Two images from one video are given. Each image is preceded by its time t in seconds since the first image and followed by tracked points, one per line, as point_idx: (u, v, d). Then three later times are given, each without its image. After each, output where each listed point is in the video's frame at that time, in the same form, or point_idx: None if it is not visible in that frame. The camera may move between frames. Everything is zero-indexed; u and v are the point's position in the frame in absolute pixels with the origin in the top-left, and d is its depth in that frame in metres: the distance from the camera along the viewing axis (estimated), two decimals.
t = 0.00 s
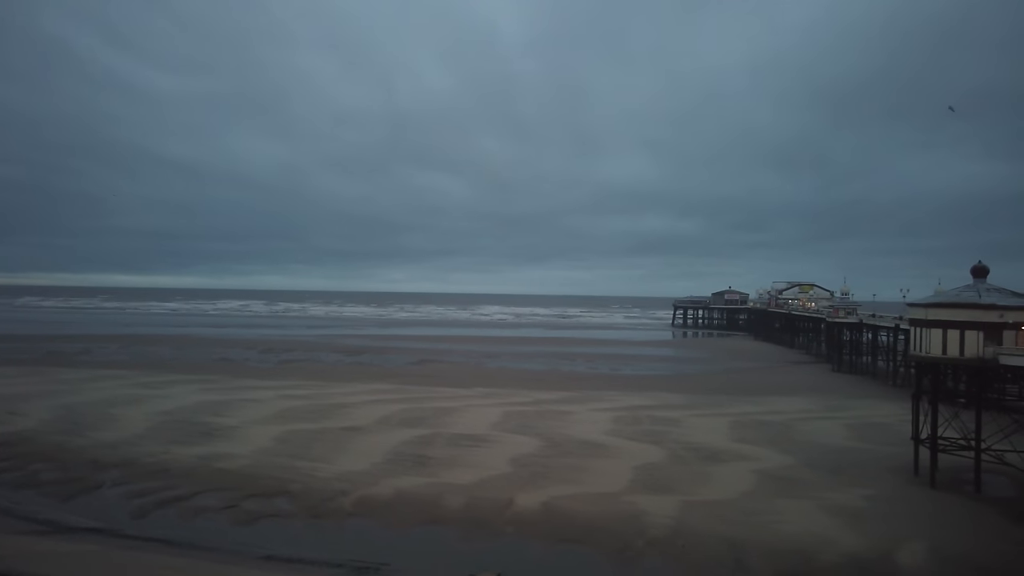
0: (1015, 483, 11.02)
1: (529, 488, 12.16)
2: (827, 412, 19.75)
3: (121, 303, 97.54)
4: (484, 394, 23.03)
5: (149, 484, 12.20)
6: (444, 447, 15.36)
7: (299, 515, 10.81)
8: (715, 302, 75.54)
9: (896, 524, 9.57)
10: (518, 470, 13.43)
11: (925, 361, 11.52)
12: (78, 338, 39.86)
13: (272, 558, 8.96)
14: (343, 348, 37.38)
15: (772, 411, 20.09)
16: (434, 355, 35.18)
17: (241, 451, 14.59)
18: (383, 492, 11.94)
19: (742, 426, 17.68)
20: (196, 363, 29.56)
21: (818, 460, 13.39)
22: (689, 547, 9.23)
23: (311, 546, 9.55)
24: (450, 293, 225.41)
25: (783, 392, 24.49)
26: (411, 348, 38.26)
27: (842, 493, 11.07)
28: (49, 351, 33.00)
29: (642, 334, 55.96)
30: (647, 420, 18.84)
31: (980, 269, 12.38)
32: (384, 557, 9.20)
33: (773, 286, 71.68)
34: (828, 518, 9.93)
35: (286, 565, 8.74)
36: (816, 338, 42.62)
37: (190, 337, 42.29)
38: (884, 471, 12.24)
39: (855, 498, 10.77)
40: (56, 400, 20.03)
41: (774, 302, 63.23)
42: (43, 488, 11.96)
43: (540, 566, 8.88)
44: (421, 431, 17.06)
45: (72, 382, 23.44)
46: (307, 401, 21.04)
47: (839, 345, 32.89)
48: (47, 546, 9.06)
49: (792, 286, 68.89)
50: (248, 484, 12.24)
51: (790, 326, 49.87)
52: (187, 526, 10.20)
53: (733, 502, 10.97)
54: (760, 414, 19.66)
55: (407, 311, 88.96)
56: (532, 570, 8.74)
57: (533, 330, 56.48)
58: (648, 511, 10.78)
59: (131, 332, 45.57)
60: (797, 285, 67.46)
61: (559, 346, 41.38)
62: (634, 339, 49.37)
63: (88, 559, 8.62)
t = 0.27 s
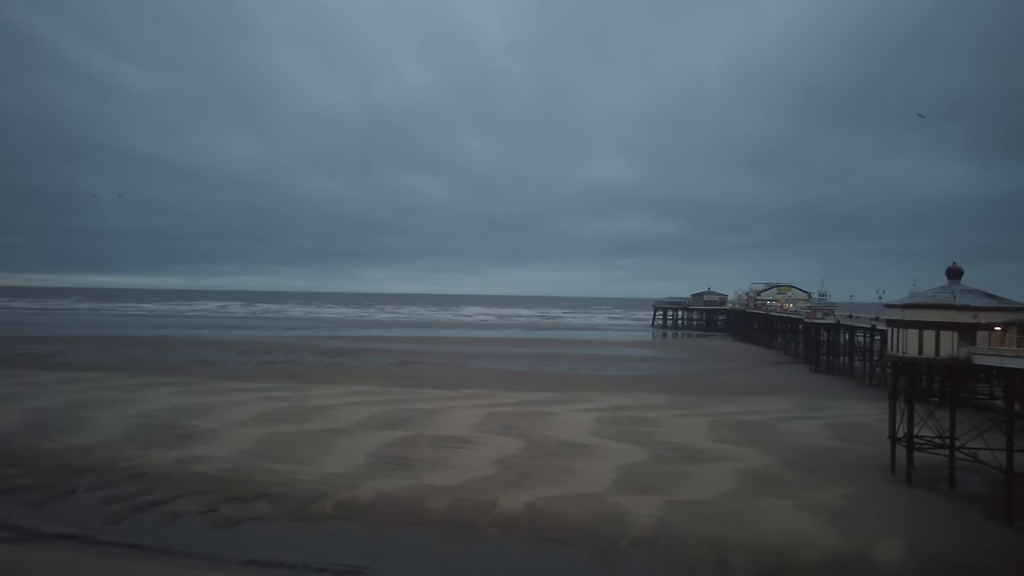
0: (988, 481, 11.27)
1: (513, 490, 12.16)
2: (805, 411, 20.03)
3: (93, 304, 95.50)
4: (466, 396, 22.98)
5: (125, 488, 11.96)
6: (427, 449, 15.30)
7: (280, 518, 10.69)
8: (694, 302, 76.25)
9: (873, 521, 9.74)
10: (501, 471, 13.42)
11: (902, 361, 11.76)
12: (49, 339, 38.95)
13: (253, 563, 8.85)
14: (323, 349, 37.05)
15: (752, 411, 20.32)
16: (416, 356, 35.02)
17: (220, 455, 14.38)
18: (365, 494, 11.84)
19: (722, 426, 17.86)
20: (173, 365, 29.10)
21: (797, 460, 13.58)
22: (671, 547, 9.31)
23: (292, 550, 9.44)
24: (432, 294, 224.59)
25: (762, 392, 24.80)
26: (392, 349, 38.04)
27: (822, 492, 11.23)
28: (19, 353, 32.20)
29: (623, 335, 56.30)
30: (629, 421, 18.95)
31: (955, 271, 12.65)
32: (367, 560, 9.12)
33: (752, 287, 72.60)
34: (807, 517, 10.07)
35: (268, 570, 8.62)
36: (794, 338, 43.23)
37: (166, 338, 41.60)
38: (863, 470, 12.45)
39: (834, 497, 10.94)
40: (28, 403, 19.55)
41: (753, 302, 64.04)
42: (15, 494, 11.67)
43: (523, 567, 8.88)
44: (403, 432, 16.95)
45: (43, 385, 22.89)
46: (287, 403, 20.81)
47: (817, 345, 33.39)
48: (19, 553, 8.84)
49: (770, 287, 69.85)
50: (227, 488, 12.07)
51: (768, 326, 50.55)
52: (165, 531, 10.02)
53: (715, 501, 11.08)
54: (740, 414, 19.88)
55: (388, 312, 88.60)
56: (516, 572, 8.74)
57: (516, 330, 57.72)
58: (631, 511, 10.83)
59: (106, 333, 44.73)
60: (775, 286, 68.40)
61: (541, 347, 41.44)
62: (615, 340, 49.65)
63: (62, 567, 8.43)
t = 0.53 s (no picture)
0: (948, 476, 11.62)
1: (486, 491, 12.11)
2: (773, 410, 20.42)
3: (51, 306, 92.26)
4: (439, 397, 22.84)
5: (86, 496, 11.55)
6: (399, 451, 15.15)
7: (249, 523, 10.45)
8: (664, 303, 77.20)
9: (841, 518, 9.94)
10: (475, 472, 13.37)
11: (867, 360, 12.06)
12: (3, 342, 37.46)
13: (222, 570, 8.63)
14: (292, 351, 36.45)
15: (721, 410, 20.63)
16: (387, 357, 34.70)
17: (186, 459, 14.01)
18: (337, 498, 11.66)
19: (693, 425, 18.07)
20: (136, 368, 28.27)
21: (766, 458, 13.82)
22: (645, 546, 9.37)
23: (263, 556, 9.24)
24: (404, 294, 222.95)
25: (730, 391, 25.23)
26: (362, 351, 37.60)
27: (791, 490, 11.44)
28: None
29: (595, 335, 56.70)
30: (601, 421, 19.06)
31: (917, 273, 13.02)
32: (340, 565, 8.98)
33: (721, 288, 73.86)
34: (778, 514, 10.24)
35: None
36: (761, 338, 44.08)
37: (128, 340, 40.36)
38: (829, 468, 12.73)
39: (803, 494, 11.15)
40: None
41: (721, 303, 65.14)
42: None
43: (498, 569, 8.85)
44: (374, 435, 16.75)
45: None
46: (256, 406, 20.39)
47: (784, 344, 34.09)
48: None
49: (738, 288, 71.18)
50: (194, 493, 11.75)
51: (736, 326, 51.47)
52: (129, 539, 9.71)
53: (688, 500, 11.20)
54: (710, 413, 20.17)
55: (360, 313, 87.72)
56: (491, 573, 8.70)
57: (489, 330, 59.00)
58: (604, 511, 10.88)
59: (63, 336, 43.22)
60: (743, 287, 69.70)
61: (514, 348, 41.45)
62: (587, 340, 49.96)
63: None
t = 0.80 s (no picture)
0: (912, 470, 11.93)
1: (461, 492, 12.04)
2: (743, 408, 20.77)
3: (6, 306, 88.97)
4: (412, 397, 22.66)
5: (46, 502, 11.13)
6: (372, 453, 14.98)
7: (219, 528, 10.20)
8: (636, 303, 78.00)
9: (811, 513, 10.14)
10: (450, 473, 13.29)
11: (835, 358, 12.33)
12: None
13: None
14: (262, 352, 35.79)
15: (693, 408, 20.89)
16: (359, 358, 34.34)
17: (152, 463, 13.62)
18: (309, 501, 11.45)
19: (666, 424, 18.25)
20: (98, 370, 27.42)
21: (737, 455, 14.04)
22: (620, 543, 9.42)
23: (233, 561, 9.02)
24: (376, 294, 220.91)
25: (701, 389, 25.60)
26: (334, 352, 37.11)
27: (762, 486, 11.62)
28: None
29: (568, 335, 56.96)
30: (575, 420, 19.14)
31: (883, 273, 13.35)
32: (312, 569, 8.81)
33: (691, 288, 74.95)
34: (749, 510, 10.39)
35: None
36: (731, 337, 44.84)
37: (90, 342, 39.16)
38: (798, 464, 12.98)
39: (774, 490, 11.34)
40: None
41: (692, 302, 66.09)
42: None
43: (473, 570, 8.80)
44: (347, 437, 16.53)
45: None
46: (224, 408, 19.95)
47: (753, 343, 34.71)
48: None
49: (708, 288, 72.32)
50: (161, 498, 11.43)
51: (706, 326, 52.27)
52: (92, 546, 9.39)
53: (662, 497, 11.30)
54: (682, 411, 20.41)
55: (331, 313, 86.66)
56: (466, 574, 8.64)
57: (462, 330, 59.06)
58: (580, 509, 10.92)
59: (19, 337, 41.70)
60: (712, 287, 70.84)
61: (488, 348, 41.39)
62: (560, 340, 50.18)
63: None
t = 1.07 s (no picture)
0: (887, 466, 12.17)
1: (443, 491, 11.96)
2: (721, 406, 20.99)
3: None
4: (391, 397, 22.48)
5: (14, 507, 10.80)
6: (352, 453, 14.82)
7: (196, 530, 10.00)
8: (615, 302, 78.42)
9: (789, 509, 10.27)
10: (431, 472, 13.21)
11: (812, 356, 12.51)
12: None
13: None
14: (237, 352, 35.21)
15: (672, 406, 21.05)
16: (338, 357, 33.98)
17: (126, 465, 13.31)
18: (289, 502, 11.29)
19: (646, 422, 18.35)
20: (68, 370, 26.73)
21: (717, 452, 14.17)
22: (602, 542, 9.44)
23: (210, 565, 8.85)
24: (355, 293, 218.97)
25: (680, 387, 25.83)
26: (312, 351, 36.70)
27: (742, 483, 11.75)
28: None
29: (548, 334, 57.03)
30: (556, 418, 19.16)
31: (859, 272, 13.59)
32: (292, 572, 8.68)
33: (669, 287, 75.61)
34: (730, 507, 10.49)
35: None
36: (708, 335, 45.30)
37: (60, 342, 38.18)
38: (776, 461, 13.15)
39: (753, 487, 11.47)
40: None
41: (670, 301, 66.66)
42: None
43: (456, 570, 8.75)
44: (326, 437, 16.34)
45: None
46: (200, 409, 19.58)
47: (731, 341, 35.10)
48: None
49: (686, 287, 73.02)
50: (135, 501, 11.16)
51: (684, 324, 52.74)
52: (63, 552, 9.13)
53: (644, 495, 11.35)
54: (662, 409, 20.56)
55: (309, 312, 85.78)
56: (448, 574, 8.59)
57: (442, 329, 58.76)
58: (562, 507, 10.92)
59: None
60: (690, 285, 71.54)
61: (467, 347, 41.26)
62: (540, 339, 50.23)
63: None
